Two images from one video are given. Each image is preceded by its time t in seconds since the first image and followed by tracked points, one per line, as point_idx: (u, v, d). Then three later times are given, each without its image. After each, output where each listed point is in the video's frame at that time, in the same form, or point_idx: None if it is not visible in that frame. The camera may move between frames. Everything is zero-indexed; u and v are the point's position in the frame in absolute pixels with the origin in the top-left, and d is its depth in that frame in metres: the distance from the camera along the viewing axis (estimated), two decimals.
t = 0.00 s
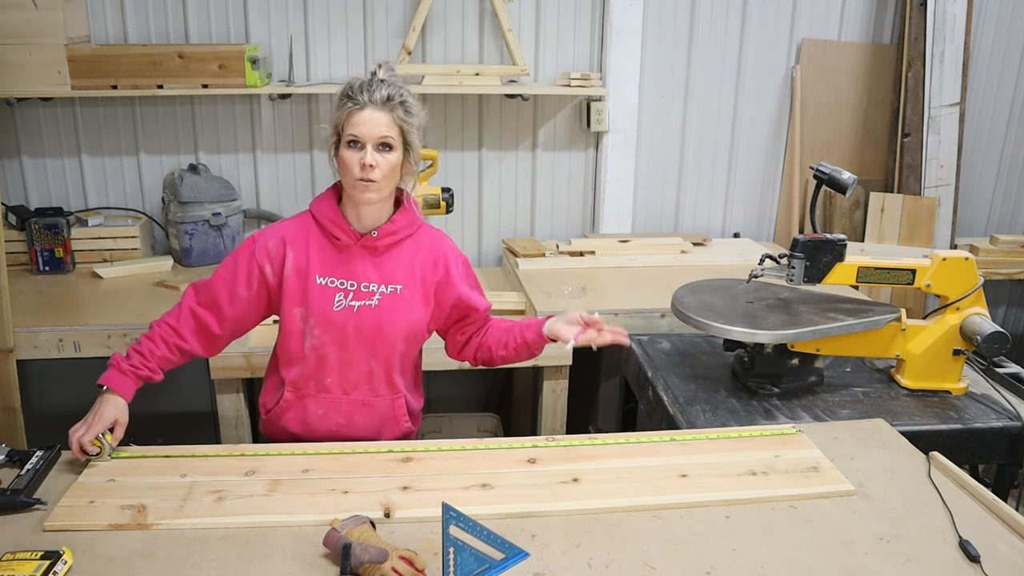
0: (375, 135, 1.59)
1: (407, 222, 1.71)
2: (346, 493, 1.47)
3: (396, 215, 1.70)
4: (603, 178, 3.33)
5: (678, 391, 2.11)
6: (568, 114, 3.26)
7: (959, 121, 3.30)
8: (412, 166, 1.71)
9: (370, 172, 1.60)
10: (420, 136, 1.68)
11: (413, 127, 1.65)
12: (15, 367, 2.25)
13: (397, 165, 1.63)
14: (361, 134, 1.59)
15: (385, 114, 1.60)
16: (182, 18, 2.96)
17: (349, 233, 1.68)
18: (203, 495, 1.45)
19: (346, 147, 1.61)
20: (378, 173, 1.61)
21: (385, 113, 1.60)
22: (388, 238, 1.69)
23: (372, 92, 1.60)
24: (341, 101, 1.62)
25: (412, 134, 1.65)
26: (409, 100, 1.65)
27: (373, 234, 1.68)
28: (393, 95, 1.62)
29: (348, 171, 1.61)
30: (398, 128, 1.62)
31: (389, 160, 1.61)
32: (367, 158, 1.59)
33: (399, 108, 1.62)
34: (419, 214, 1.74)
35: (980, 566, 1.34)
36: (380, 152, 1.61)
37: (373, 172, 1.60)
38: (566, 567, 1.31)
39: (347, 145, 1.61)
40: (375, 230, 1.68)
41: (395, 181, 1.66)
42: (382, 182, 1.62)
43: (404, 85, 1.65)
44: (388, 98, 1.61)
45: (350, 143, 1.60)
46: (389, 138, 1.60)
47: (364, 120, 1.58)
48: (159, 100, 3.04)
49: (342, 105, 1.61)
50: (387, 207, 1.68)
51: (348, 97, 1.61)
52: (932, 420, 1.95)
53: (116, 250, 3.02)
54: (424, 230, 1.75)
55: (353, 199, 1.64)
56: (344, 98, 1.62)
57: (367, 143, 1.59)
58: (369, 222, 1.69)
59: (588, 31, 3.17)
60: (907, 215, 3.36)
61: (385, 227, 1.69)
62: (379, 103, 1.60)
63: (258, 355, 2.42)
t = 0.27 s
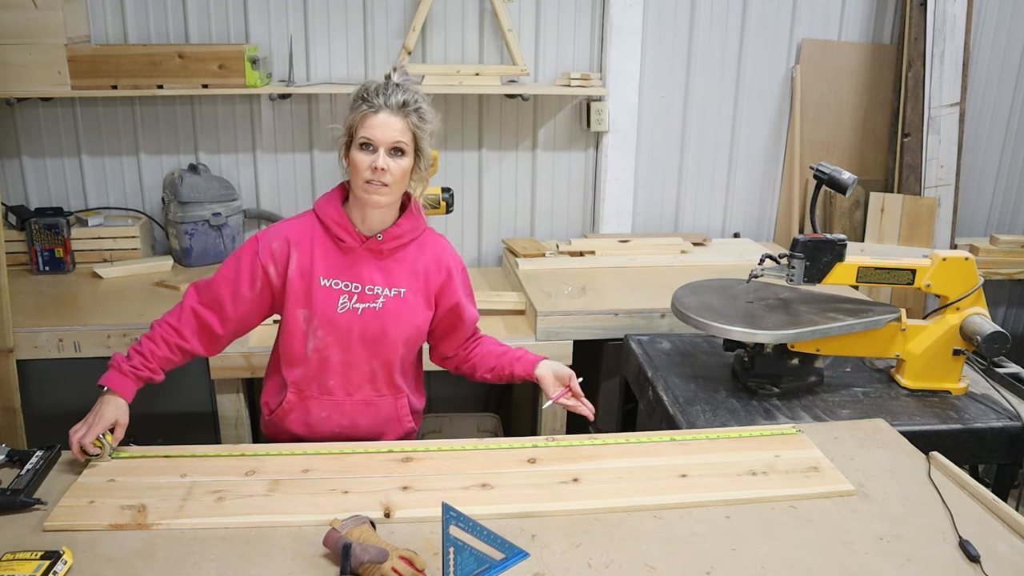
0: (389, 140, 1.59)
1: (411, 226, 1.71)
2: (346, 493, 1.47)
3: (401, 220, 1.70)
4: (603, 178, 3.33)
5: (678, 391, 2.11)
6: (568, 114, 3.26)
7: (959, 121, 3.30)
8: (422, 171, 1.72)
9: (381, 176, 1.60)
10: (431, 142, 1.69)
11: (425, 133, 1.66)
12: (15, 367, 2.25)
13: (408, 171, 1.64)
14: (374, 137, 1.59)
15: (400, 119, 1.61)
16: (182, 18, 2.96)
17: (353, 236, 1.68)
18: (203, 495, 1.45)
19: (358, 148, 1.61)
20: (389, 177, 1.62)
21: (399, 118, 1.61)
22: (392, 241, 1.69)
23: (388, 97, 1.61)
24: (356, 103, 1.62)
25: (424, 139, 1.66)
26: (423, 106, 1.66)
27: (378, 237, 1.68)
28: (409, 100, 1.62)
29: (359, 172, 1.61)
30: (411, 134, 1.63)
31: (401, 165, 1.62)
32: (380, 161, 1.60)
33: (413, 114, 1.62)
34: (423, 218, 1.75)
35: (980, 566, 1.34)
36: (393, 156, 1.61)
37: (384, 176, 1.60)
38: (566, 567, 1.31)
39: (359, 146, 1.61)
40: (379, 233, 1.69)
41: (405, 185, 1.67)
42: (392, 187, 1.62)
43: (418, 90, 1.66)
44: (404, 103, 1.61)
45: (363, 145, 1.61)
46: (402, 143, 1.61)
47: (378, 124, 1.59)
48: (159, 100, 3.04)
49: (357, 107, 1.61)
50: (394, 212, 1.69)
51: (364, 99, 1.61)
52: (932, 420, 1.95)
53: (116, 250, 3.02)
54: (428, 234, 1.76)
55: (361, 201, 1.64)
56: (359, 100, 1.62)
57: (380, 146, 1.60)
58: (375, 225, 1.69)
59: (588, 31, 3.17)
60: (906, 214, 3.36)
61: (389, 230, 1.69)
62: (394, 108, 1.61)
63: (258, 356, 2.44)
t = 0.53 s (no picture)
0: (390, 139, 1.60)
1: (409, 224, 1.71)
2: (346, 493, 1.47)
3: (399, 218, 1.70)
4: (603, 178, 3.33)
5: (678, 391, 2.11)
6: (568, 114, 3.26)
7: (959, 121, 3.30)
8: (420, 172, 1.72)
9: (381, 175, 1.61)
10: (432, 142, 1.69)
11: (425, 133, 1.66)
12: (15, 367, 2.25)
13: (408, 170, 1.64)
14: (376, 136, 1.59)
15: (402, 119, 1.61)
16: (182, 18, 2.96)
17: (351, 234, 1.68)
18: (203, 495, 1.46)
19: (359, 147, 1.61)
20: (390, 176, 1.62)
21: (401, 118, 1.61)
22: (391, 239, 1.69)
23: (390, 96, 1.61)
24: (357, 102, 1.62)
25: (423, 140, 1.66)
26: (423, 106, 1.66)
27: (376, 235, 1.68)
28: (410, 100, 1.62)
29: (360, 171, 1.61)
30: (412, 133, 1.63)
31: (401, 165, 1.62)
32: (381, 160, 1.60)
33: (414, 114, 1.62)
34: (421, 216, 1.75)
35: (980, 566, 1.34)
36: (394, 156, 1.62)
37: (385, 175, 1.61)
38: (566, 567, 1.31)
39: (360, 145, 1.61)
40: (377, 231, 1.69)
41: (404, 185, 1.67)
42: (391, 187, 1.62)
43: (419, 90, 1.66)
44: (405, 103, 1.62)
45: (364, 144, 1.60)
46: (403, 143, 1.61)
47: (380, 122, 1.59)
48: (159, 100, 3.04)
49: (359, 106, 1.61)
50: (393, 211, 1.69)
51: (365, 98, 1.61)
52: (932, 420, 1.95)
53: (116, 250, 3.02)
54: (426, 232, 1.76)
55: (361, 200, 1.64)
56: (360, 99, 1.62)
57: (382, 145, 1.60)
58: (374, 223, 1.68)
59: (588, 31, 3.17)
60: (906, 214, 3.36)
61: (387, 228, 1.69)
62: (396, 107, 1.61)
63: (258, 356, 2.44)
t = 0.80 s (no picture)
0: (390, 136, 1.60)
1: (404, 217, 1.71)
2: (346, 493, 1.47)
3: (393, 212, 1.70)
4: (603, 178, 3.33)
5: (678, 391, 2.11)
6: (568, 114, 3.26)
7: (959, 121, 3.30)
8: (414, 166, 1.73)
9: (382, 173, 1.61)
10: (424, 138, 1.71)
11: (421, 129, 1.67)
12: (15, 368, 2.26)
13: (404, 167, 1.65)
14: (376, 134, 1.60)
15: (401, 116, 1.62)
16: (182, 18, 2.96)
17: (346, 230, 1.68)
18: (203, 495, 1.46)
19: (358, 145, 1.61)
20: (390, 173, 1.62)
21: (399, 115, 1.62)
22: (386, 234, 1.69)
23: (387, 93, 1.61)
24: (352, 99, 1.62)
25: (419, 135, 1.67)
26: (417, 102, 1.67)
27: (372, 230, 1.68)
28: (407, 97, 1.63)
29: (361, 169, 1.61)
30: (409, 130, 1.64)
31: (400, 161, 1.63)
32: (383, 158, 1.60)
33: (411, 111, 1.63)
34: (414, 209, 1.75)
35: (980, 566, 1.34)
36: (394, 153, 1.62)
37: (386, 172, 1.61)
38: (566, 567, 1.31)
39: (359, 143, 1.61)
40: (373, 226, 1.69)
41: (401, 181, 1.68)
42: (389, 183, 1.63)
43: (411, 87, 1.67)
44: (402, 99, 1.62)
45: (363, 142, 1.60)
46: (402, 140, 1.62)
47: (380, 119, 1.59)
48: (159, 100, 3.04)
49: (356, 102, 1.61)
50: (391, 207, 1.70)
51: (362, 95, 1.61)
52: (932, 420, 1.95)
53: (116, 250, 3.02)
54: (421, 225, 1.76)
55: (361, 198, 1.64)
56: (356, 97, 1.61)
57: (382, 142, 1.60)
58: (368, 219, 1.69)
59: (588, 31, 3.17)
60: (906, 214, 3.36)
61: (382, 222, 1.69)
62: (394, 104, 1.62)
63: (258, 355, 2.42)
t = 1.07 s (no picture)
0: (399, 138, 1.61)
1: (394, 210, 1.71)
2: (346, 492, 1.47)
3: (383, 205, 1.70)
4: (603, 178, 3.33)
5: (678, 391, 2.11)
6: (568, 114, 3.26)
7: (959, 121, 3.30)
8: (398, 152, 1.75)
9: (392, 174, 1.63)
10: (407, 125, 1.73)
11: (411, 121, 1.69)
12: (15, 369, 2.26)
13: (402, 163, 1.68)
14: (387, 136, 1.60)
15: (406, 116, 1.62)
16: (182, 18, 2.96)
17: (337, 227, 1.69)
18: (203, 495, 1.45)
19: (368, 148, 1.60)
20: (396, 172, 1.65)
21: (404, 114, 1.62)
22: (377, 228, 1.70)
23: (393, 93, 1.60)
24: (359, 100, 1.58)
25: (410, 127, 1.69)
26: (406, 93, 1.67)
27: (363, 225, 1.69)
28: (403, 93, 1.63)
29: (372, 172, 1.62)
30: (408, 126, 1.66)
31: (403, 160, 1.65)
32: (394, 161, 1.62)
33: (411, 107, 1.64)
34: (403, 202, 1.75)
35: (980, 566, 1.34)
36: (399, 151, 1.64)
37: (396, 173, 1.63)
38: (566, 567, 1.31)
39: (369, 146, 1.60)
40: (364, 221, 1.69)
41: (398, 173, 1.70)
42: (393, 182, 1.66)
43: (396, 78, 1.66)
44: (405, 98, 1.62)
45: (374, 145, 1.59)
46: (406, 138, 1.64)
47: (393, 124, 1.59)
48: (159, 100, 3.04)
49: (365, 105, 1.57)
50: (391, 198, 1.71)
51: (367, 96, 1.58)
52: (932, 420, 1.95)
53: (116, 250, 3.02)
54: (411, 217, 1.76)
55: (367, 196, 1.65)
56: (361, 97, 1.58)
57: (392, 145, 1.61)
58: (362, 214, 1.70)
59: (588, 30, 3.17)
60: (906, 214, 3.36)
61: (372, 217, 1.69)
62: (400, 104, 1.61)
63: (258, 355, 2.42)
